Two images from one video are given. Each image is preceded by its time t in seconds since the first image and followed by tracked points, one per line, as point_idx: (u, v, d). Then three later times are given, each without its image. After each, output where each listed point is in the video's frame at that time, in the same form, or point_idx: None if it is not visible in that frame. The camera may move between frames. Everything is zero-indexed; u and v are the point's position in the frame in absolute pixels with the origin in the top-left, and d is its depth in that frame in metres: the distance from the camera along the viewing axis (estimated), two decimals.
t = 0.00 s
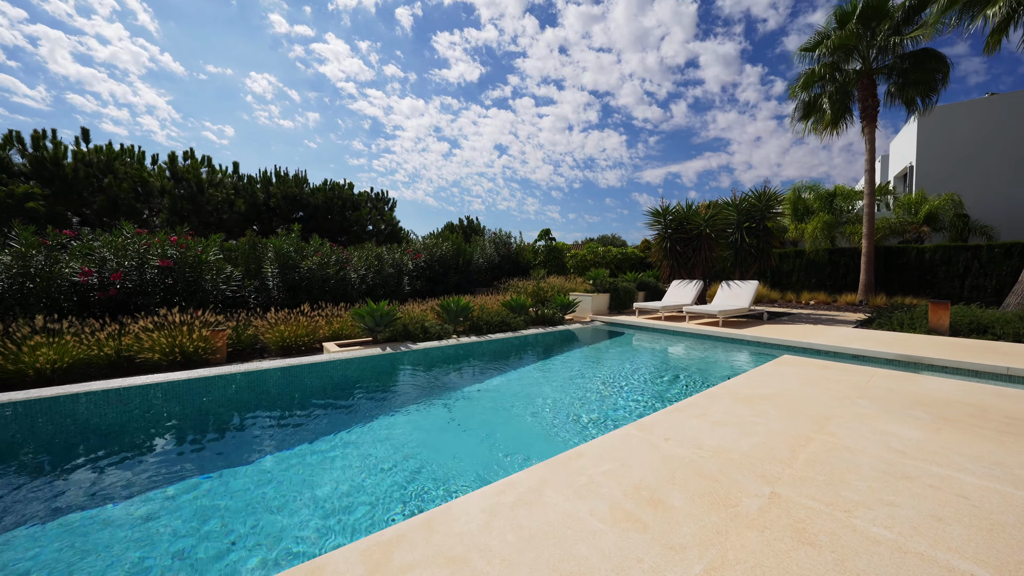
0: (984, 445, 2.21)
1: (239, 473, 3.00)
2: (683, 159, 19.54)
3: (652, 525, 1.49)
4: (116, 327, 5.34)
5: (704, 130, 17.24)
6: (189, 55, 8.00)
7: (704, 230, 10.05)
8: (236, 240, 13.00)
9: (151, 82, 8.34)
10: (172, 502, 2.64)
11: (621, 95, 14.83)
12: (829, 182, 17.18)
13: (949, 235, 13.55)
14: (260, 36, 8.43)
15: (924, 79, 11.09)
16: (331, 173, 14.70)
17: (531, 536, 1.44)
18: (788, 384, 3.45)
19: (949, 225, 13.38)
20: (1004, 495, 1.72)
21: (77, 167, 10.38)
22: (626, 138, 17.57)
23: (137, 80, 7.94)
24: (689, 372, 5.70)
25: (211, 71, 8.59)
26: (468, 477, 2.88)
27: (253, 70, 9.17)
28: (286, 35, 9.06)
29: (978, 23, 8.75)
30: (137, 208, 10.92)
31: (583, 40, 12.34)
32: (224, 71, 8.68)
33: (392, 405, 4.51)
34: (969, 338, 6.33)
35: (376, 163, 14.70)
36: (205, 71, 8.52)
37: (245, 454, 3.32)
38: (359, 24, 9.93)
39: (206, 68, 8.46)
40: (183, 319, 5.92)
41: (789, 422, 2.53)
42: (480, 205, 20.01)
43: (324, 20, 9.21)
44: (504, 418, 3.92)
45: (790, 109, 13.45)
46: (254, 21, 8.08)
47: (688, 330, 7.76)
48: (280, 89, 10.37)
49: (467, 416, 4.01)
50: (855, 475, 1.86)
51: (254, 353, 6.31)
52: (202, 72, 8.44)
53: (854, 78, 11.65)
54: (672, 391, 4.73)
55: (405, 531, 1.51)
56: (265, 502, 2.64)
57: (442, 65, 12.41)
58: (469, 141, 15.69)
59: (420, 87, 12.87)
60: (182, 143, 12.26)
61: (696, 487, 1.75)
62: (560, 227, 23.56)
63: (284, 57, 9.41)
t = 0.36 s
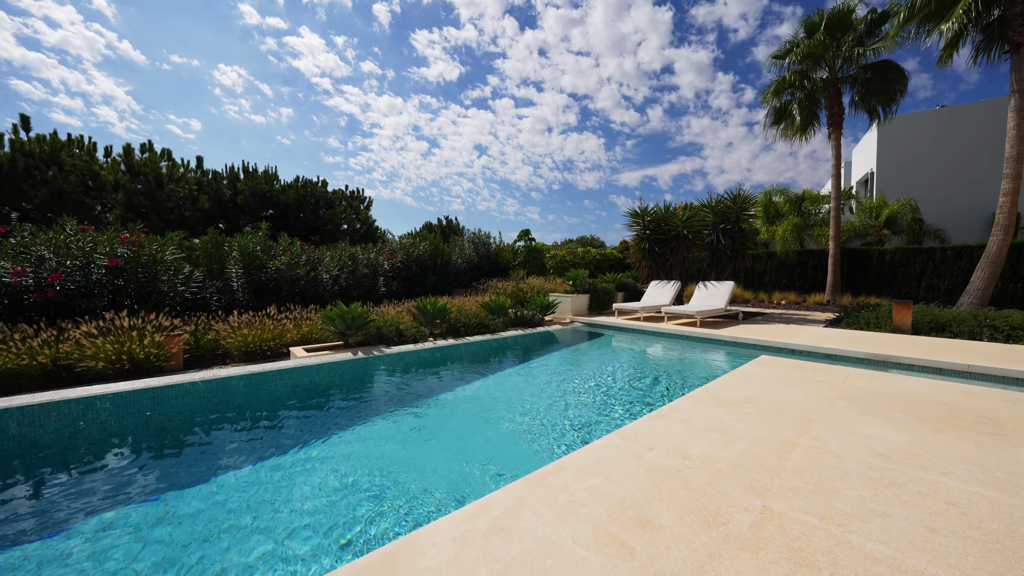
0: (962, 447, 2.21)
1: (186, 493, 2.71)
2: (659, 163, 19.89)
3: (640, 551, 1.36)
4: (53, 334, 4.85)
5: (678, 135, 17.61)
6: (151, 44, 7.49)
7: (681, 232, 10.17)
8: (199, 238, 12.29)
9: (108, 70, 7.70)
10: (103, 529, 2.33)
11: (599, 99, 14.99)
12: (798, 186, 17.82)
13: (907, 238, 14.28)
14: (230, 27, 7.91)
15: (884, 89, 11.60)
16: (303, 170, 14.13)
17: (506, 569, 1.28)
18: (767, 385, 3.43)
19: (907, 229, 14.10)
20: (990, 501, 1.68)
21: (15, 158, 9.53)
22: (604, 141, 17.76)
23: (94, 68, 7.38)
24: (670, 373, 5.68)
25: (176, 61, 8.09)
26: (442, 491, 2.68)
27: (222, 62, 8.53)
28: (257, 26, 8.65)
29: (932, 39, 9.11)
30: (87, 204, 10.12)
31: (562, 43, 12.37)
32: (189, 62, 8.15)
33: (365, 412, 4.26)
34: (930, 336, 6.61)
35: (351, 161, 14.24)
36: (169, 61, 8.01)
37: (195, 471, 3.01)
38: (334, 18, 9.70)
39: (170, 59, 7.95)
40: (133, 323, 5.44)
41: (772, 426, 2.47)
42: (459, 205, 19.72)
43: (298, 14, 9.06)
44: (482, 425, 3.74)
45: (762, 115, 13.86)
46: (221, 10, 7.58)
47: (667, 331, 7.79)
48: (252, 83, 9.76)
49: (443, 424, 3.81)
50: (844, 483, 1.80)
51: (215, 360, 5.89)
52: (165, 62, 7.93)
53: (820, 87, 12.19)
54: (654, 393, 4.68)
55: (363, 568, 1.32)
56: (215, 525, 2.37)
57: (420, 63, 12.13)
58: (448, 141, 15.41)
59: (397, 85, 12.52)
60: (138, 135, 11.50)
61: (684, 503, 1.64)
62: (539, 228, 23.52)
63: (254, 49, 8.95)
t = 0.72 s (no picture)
0: (941, 449, 2.18)
1: (117, 517, 2.39)
2: (635, 167, 20.22)
3: None
4: None
5: (652, 140, 17.95)
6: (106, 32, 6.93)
7: (658, 233, 10.22)
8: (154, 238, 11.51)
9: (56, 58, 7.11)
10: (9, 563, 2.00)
11: (577, 103, 15.09)
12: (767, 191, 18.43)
13: (867, 240, 15.00)
14: (193, 17, 7.41)
15: (846, 98, 12.08)
16: (271, 167, 13.49)
17: None
18: (746, 388, 3.39)
19: (867, 232, 14.80)
20: (978, 508, 1.62)
21: None
22: (581, 145, 17.89)
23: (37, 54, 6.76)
24: (649, 375, 5.64)
25: (133, 51, 7.51)
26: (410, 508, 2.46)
27: (185, 54, 8.06)
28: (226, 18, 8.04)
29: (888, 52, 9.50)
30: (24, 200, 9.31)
31: (540, 47, 12.36)
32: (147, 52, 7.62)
33: (331, 421, 3.98)
34: (893, 334, 6.85)
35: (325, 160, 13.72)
36: (127, 51, 7.43)
37: (131, 492, 2.68)
38: (307, 13, 9.27)
39: (127, 48, 7.38)
40: (68, 331, 4.90)
41: (755, 432, 2.39)
42: (437, 206, 19.37)
43: (269, 8, 8.23)
44: (456, 434, 3.53)
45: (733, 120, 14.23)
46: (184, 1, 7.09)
47: (645, 332, 7.79)
48: (219, 78, 9.29)
49: (414, 433, 3.58)
50: (833, 494, 1.71)
51: (166, 369, 5.42)
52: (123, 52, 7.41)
53: (788, 94, 12.56)
54: (633, 397, 4.60)
55: None
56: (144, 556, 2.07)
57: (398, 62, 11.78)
58: (425, 142, 15.06)
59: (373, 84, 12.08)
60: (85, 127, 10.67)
61: (669, 524, 1.51)
62: (518, 230, 23.39)
63: (222, 42, 8.40)
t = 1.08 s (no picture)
0: (919, 457, 2.14)
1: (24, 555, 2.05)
2: (611, 173, 20.52)
3: None
4: None
5: (628, 148, 18.31)
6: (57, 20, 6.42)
7: (634, 238, 10.27)
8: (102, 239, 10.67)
9: None
10: None
11: (555, 110, 15.19)
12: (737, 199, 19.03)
13: (830, 246, 15.69)
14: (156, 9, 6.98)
15: (810, 110, 12.62)
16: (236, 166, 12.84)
17: None
18: (723, 395, 3.32)
19: (830, 238, 15.49)
20: (965, 523, 1.56)
21: None
22: (559, 151, 18.01)
23: None
24: (627, 382, 5.55)
25: (89, 42, 7.00)
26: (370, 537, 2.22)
27: (147, 48, 7.56)
28: (190, 12, 7.62)
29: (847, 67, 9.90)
30: None
31: (518, 54, 12.36)
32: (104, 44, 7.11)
33: (288, 438, 3.65)
34: (858, 337, 7.08)
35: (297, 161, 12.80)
36: (80, 42, 6.92)
37: (42, 525, 2.31)
38: (280, 11, 8.86)
39: (82, 39, 6.89)
40: None
41: (736, 444, 2.30)
42: (413, 210, 18.98)
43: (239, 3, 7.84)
44: (425, 451, 3.30)
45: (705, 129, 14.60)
46: None
47: (621, 337, 7.75)
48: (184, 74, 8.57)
49: (380, 450, 3.33)
50: (820, 513, 1.61)
51: (104, 382, 4.91)
52: (76, 41, 6.85)
53: (756, 105, 12.98)
54: (611, 406, 4.48)
55: None
56: None
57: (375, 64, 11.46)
58: (403, 145, 14.67)
59: (350, 85, 11.68)
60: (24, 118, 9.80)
61: (652, 556, 1.36)
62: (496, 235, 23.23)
63: (186, 36, 7.95)
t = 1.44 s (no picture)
0: (903, 464, 2.09)
1: None
2: (588, 180, 20.76)
3: None
4: None
5: (605, 156, 18.69)
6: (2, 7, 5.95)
7: (612, 242, 10.29)
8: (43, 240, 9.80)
9: None
10: None
11: (533, 117, 15.28)
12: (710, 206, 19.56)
13: (797, 252, 16.30)
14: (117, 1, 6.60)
15: (777, 120, 13.10)
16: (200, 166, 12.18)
17: None
18: (704, 402, 3.25)
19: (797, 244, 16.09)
20: (961, 537, 1.48)
21: None
22: (537, 158, 18.10)
23: None
24: (607, 389, 5.45)
25: (38, 31, 6.52)
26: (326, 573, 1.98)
27: (105, 41, 7.10)
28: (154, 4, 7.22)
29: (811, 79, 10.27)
30: None
31: (497, 60, 12.38)
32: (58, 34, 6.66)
33: (243, 457, 3.32)
34: (828, 340, 7.26)
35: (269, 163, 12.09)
36: (28, 30, 6.43)
37: None
38: (252, 8, 8.55)
39: (30, 27, 6.41)
40: None
41: (721, 455, 2.19)
42: (390, 214, 18.52)
43: None
44: (393, 469, 3.06)
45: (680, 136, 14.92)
46: None
47: (601, 342, 7.67)
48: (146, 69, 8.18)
49: (344, 469, 3.06)
50: (814, 532, 1.50)
51: (34, 399, 4.39)
52: (23, 30, 6.46)
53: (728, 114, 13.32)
54: (592, 415, 4.36)
55: None
56: None
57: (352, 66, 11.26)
58: (380, 148, 14.23)
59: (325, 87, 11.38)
60: None
61: None
62: (475, 240, 23.01)
63: (150, 30, 7.55)
